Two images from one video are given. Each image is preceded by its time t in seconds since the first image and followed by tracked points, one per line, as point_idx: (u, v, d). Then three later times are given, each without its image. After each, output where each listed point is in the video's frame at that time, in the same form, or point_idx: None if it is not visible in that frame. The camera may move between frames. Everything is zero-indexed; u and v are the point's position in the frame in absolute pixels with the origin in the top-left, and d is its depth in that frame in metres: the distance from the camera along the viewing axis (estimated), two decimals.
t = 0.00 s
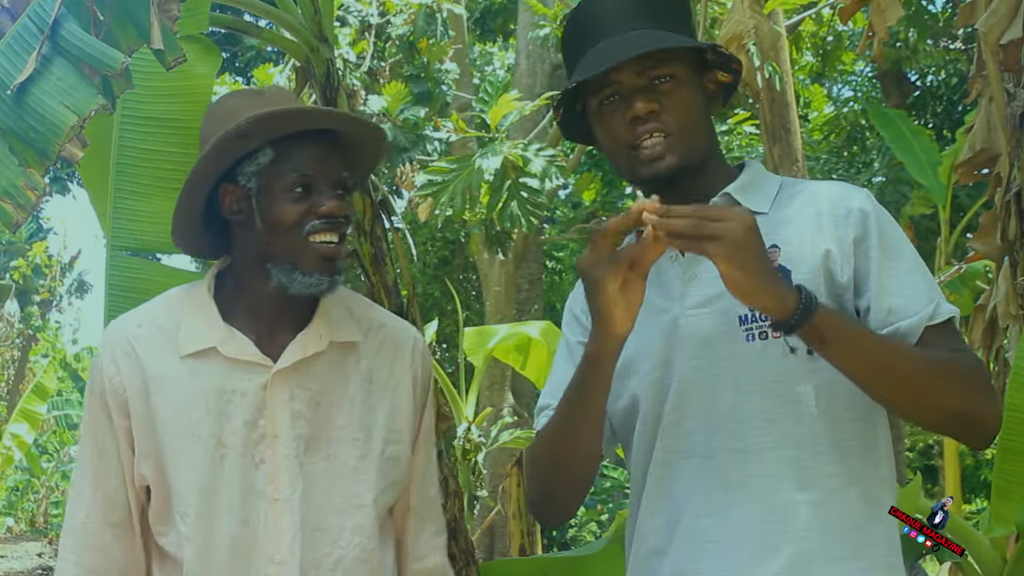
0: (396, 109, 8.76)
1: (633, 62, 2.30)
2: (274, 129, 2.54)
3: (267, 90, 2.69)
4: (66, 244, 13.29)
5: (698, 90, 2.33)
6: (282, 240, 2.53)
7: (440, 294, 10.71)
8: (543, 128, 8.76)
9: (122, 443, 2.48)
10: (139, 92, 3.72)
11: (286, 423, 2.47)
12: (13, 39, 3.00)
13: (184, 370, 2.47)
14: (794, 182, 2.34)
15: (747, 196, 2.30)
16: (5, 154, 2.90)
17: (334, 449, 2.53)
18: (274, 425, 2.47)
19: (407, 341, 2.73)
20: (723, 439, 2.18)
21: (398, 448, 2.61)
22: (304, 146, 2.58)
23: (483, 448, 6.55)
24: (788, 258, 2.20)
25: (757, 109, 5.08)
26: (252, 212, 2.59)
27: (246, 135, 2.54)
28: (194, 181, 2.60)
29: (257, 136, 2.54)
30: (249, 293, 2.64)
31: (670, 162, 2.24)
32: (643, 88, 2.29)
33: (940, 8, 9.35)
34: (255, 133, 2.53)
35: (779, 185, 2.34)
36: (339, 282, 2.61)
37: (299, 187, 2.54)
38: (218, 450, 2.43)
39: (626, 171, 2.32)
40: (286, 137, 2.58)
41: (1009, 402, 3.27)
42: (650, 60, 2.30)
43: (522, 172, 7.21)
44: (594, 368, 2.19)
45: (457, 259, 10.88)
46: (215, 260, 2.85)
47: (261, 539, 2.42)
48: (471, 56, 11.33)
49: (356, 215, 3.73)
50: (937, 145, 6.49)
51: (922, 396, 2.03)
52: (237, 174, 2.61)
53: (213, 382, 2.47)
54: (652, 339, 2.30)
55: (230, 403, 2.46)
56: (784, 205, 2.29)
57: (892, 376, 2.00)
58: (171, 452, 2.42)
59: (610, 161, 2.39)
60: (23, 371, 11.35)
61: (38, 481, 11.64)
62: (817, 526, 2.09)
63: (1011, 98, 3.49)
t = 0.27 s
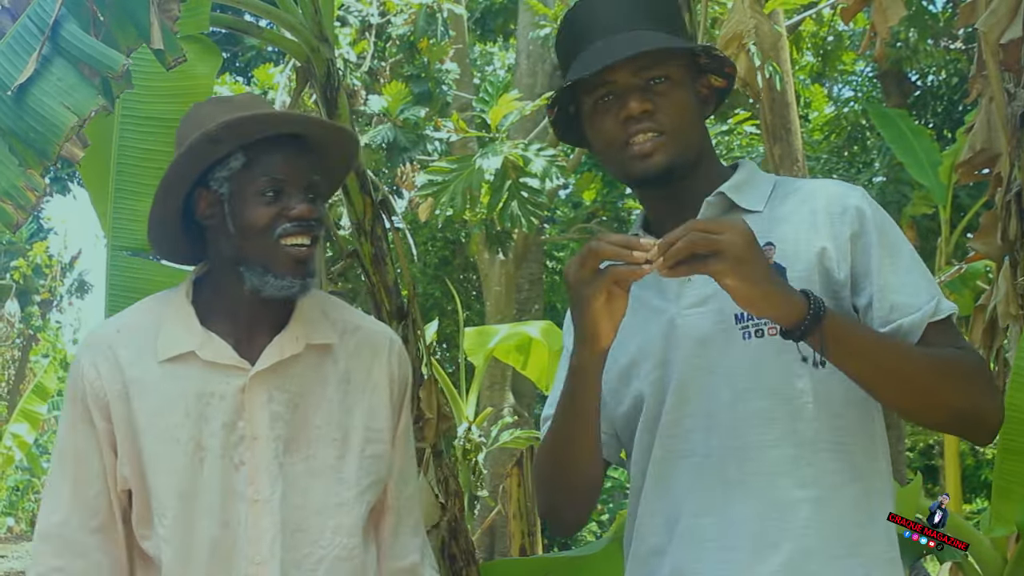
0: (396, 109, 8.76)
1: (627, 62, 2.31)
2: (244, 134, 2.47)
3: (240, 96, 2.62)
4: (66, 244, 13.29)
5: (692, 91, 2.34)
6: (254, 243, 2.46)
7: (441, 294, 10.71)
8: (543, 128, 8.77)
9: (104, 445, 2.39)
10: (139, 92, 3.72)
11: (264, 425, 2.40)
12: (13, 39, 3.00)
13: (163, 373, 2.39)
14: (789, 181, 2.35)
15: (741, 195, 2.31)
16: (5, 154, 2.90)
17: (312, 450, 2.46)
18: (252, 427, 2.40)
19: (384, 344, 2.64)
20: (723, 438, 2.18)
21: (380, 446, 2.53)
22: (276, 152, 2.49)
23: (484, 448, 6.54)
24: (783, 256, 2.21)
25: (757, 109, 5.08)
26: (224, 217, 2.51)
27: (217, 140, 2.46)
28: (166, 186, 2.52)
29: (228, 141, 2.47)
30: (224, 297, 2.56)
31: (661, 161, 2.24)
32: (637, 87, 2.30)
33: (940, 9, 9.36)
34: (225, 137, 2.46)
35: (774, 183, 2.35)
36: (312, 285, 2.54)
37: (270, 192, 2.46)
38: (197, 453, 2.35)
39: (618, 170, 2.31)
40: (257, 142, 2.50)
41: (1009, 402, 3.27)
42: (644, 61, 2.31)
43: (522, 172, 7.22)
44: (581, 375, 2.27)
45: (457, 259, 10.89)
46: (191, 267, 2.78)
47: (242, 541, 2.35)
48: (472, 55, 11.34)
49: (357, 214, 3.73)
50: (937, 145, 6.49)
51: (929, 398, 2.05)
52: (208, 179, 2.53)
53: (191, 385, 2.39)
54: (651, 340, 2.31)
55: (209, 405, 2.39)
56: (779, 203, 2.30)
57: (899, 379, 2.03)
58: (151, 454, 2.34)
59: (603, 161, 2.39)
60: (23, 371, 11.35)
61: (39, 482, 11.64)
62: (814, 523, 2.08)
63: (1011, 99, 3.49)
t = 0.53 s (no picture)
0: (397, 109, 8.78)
1: (624, 67, 2.32)
2: (217, 139, 2.60)
3: (214, 104, 2.74)
4: (66, 244, 13.27)
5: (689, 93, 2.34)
6: (225, 247, 2.58)
7: (441, 295, 10.71)
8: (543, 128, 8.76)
9: (80, 452, 2.50)
10: (140, 92, 3.72)
11: (241, 427, 2.53)
12: (14, 41, 3.00)
13: (140, 380, 2.51)
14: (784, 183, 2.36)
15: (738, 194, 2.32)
16: (5, 156, 2.89)
17: (288, 450, 2.59)
18: (229, 429, 2.52)
19: (358, 349, 2.78)
20: (721, 435, 2.18)
21: (353, 449, 2.67)
22: (247, 158, 2.63)
23: (484, 448, 6.54)
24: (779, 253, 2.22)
25: (757, 109, 5.07)
26: (197, 221, 2.63)
27: (188, 145, 2.59)
28: (140, 191, 2.64)
29: (201, 146, 2.60)
30: (198, 301, 2.69)
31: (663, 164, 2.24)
32: (635, 92, 2.31)
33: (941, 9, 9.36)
34: (199, 142, 2.59)
35: (770, 184, 2.36)
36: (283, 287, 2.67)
37: (241, 196, 2.59)
38: (174, 456, 2.46)
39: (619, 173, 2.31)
40: (228, 148, 2.63)
41: (1009, 402, 3.27)
42: (641, 65, 2.32)
43: (522, 172, 7.22)
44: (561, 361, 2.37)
45: (457, 259, 10.89)
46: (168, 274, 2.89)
47: (218, 542, 2.46)
48: (472, 55, 11.33)
49: (357, 214, 3.73)
50: (937, 145, 6.48)
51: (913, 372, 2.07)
52: (181, 185, 2.66)
53: (168, 391, 2.51)
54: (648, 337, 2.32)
55: (186, 410, 2.51)
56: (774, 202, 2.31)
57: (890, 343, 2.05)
58: (129, 460, 2.45)
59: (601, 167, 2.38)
60: (24, 371, 11.34)
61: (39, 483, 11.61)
62: (812, 520, 2.08)
63: (1011, 99, 3.49)
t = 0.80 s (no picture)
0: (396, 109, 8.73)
1: (627, 71, 2.31)
2: (195, 144, 2.67)
3: (197, 107, 2.81)
4: (66, 245, 13.25)
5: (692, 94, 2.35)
6: (206, 248, 2.67)
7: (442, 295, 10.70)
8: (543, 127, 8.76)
9: (65, 453, 2.57)
10: (141, 93, 3.72)
11: (224, 425, 2.60)
12: (16, 42, 3.00)
13: (125, 380, 2.59)
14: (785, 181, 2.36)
15: (738, 193, 2.31)
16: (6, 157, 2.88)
17: (272, 447, 2.66)
18: (213, 427, 2.59)
19: (341, 349, 2.85)
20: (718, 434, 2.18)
21: (334, 447, 2.74)
22: (228, 161, 2.70)
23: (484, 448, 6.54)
24: (778, 252, 2.22)
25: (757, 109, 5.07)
26: (179, 224, 2.72)
27: (168, 150, 2.67)
28: (124, 196, 2.73)
29: (180, 150, 2.67)
30: (183, 302, 2.78)
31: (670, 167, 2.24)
32: (637, 94, 2.31)
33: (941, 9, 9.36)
34: (178, 147, 2.66)
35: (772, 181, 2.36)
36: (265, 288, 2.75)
37: (221, 199, 2.67)
38: (159, 454, 2.54)
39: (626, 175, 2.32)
40: (209, 151, 2.70)
41: (1010, 402, 3.27)
42: (644, 68, 2.31)
43: (522, 172, 7.22)
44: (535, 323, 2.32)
45: (457, 259, 10.89)
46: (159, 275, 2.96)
47: (203, 537, 2.54)
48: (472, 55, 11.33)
49: (357, 214, 3.73)
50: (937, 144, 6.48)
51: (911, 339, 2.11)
52: (164, 188, 2.74)
53: (152, 390, 2.59)
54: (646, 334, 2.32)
55: (170, 408, 2.58)
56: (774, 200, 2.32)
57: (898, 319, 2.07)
58: (114, 458, 2.53)
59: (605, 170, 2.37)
60: (24, 372, 11.32)
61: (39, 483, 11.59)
62: (810, 520, 2.08)
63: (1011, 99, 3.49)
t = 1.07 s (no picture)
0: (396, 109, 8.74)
1: (613, 70, 2.34)
2: (192, 150, 2.71)
3: (196, 112, 2.85)
4: (66, 244, 13.24)
5: (680, 92, 2.35)
6: (203, 252, 2.70)
7: (442, 295, 10.70)
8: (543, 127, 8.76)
9: (63, 452, 2.57)
10: (142, 92, 3.72)
11: (220, 425, 2.61)
12: (14, 41, 3.00)
13: (123, 379, 2.60)
14: (783, 184, 2.36)
15: (738, 196, 2.32)
16: (5, 155, 2.89)
17: (269, 447, 2.68)
18: (210, 426, 2.61)
19: (336, 350, 2.87)
20: (717, 436, 2.18)
21: (330, 447, 2.75)
22: (225, 167, 2.73)
23: (484, 448, 6.54)
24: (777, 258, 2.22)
25: (757, 109, 5.08)
26: (176, 228, 2.76)
27: (166, 154, 2.71)
28: (123, 199, 2.77)
29: (177, 155, 2.71)
30: (181, 304, 2.80)
31: (654, 166, 2.25)
32: (624, 93, 2.32)
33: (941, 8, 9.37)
34: (174, 152, 2.70)
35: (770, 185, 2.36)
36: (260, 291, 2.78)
37: (218, 204, 2.70)
38: (158, 452, 2.55)
39: (610, 176, 2.33)
40: (206, 157, 2.74)
41: (1009, 402, 3.27)
42: (631, 66, 2.33)
43: (522, 172, 7.22)
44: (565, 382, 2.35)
45: (457, 259, 10.89)
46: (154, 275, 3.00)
47: (201, 534, 2.56)
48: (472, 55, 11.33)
49: (357, 214, 3.73)
50: (937, 145, 6.48)
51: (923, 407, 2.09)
52: (161, 192, 2.78)
53: (151, 390, 2.60)
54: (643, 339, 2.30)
55: (168, 408, 2.60)
56: (773, 205, 2.31)
57: (908, 385, 2.04)
58: (113, 457, 2.54)
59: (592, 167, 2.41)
60: (23, 371, 11.31)
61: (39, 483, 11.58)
62: (806, 523, 2.08)
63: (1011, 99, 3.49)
